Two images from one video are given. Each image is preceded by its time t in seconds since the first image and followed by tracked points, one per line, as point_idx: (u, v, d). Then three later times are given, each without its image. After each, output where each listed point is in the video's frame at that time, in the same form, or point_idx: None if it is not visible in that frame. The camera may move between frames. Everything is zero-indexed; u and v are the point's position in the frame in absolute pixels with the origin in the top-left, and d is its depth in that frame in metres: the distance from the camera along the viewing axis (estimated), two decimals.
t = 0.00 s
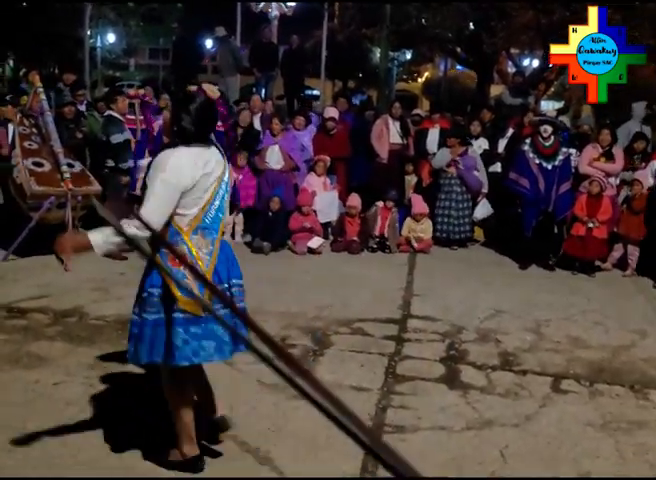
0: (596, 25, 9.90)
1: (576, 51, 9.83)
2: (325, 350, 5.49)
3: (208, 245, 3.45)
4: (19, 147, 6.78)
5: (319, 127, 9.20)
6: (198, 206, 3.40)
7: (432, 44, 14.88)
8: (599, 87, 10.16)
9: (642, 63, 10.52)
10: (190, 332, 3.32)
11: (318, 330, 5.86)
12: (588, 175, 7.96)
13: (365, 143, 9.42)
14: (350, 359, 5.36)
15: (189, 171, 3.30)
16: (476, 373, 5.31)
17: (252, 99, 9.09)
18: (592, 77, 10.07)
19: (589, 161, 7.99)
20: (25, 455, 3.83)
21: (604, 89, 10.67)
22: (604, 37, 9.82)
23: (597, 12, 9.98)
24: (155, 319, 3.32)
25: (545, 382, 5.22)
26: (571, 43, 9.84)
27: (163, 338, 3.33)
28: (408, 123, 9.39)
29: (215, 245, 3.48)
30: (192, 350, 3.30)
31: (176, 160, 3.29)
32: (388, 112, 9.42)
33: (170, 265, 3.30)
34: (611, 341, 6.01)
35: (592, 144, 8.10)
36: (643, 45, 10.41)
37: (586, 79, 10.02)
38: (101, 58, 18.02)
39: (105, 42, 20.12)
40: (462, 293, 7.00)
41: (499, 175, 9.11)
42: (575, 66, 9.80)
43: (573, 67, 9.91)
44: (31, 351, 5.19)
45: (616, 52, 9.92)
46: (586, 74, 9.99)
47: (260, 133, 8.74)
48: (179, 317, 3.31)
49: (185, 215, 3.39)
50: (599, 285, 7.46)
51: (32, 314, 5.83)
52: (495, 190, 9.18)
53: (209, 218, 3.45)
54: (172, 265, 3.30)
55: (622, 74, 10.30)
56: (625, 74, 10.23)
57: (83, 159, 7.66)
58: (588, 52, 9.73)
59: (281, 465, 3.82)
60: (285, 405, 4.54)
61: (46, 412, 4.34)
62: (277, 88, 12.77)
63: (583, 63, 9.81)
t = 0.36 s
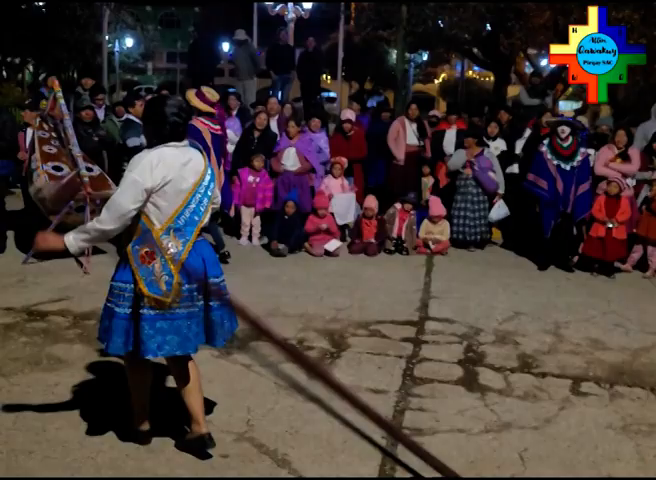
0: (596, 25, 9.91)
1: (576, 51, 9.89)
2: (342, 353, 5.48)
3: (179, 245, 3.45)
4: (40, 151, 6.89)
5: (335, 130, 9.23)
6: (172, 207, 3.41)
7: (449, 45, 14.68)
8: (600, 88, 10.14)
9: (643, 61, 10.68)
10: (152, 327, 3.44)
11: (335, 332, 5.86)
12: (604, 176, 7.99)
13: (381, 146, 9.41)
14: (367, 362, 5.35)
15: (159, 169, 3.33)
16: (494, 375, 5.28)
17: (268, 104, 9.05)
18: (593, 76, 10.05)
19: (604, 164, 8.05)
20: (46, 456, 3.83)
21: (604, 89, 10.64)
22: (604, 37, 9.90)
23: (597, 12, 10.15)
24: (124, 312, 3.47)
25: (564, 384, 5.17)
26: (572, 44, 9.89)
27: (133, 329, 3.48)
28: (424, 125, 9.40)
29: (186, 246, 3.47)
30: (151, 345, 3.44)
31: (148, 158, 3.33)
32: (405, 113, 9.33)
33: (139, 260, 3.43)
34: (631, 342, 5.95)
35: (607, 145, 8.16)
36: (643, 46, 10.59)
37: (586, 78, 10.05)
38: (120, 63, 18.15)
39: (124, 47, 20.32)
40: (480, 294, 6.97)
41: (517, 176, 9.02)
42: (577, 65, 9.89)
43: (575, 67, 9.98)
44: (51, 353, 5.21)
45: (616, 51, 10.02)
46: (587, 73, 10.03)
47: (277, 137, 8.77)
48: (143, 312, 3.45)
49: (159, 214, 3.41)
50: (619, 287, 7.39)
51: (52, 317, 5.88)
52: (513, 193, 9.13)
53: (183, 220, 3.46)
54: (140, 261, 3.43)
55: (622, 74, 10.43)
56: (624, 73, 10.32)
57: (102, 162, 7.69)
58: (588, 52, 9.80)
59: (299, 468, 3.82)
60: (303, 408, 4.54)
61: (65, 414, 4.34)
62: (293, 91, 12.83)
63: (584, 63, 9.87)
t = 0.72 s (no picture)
0: (595, 26, 10.42)
1: (576, 51, 10.45)
2: (367, 356, 5.53)
3: (165, 237, 3.79)
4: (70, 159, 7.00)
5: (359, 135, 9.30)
6: (163, 199, 3.78)
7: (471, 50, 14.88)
8: (601, 87, 10.61)
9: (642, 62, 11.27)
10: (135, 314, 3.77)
11: (360, 336, 5.90)
12: (629, 179, 8.03)
13: (404, 149, 9.45)
14: (392, 365, 5.38)
15: (158, 163, 3.73)
16: (519, 379, 5.28)
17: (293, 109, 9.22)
18: (592, 77, 10.60)
19: (628, 167, 8.08)
20: (76, 458, 3.89)
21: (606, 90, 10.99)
22: (604, 38, 10.49)
23: (597, 12, 10.55)
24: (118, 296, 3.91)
25: (591, 388, 5.16)
26: (572, 44, 10.46)
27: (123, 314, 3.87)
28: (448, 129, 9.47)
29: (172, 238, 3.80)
30: (132, 330, 3.79)
31: (150, 151, 3.75)
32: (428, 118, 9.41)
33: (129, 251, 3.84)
34: None
35: (631, 149, 8.23)
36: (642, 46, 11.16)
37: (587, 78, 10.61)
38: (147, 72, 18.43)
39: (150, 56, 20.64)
40: (505, 298, 6.97)
41: (541, 179, 9.00)
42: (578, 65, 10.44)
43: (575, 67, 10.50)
44: (81, 357, 5.30)
45: (615, 51, 10.63)
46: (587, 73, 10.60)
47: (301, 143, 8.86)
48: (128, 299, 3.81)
49: (152, 206, 3.80)
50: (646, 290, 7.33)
51: (82, 322, 5.99)
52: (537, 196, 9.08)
53: (173, 213, 3.80)
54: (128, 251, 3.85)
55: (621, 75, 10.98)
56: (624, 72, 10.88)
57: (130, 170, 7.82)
58: (588, 52, 10.37)
59: (324, 470, 3.87)
60: (328, 412, 4.59)
61: (95, 416, 4.40)
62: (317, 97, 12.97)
63: (583, 62, 10.44)
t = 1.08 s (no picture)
0: (595, 26, 10.88)
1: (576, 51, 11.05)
2: (402, 363, 5.50)
3: (169, 257, 3.96)
4: (107, 170, 7.12)
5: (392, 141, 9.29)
6: (171, 221, 3.93)
7: (505, 54, 14.78)
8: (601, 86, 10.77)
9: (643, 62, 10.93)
10: (150, 323, 3.99)
11: (395, 342, 5.87)
12: None
13: (438, 155, 9.45)
14: (427, 372, 5.35)
15: (166, 187, 3.89)
16: (558, 385, 5.21)
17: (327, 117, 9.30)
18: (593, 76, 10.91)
19: None
20: (115, 463, 3.94)
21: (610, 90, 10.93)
22: (604, 38, 10.81)
23: (598, 12, 10.81)
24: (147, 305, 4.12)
25: (631, 395, 5.05)
26: (572, 44, 11.19)
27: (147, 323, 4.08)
28: (481, 134, 9.31)
29: (181, 259, 3.93)
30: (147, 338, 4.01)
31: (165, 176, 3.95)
32: (461, 123, 9.32)
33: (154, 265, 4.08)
34: None
35: None
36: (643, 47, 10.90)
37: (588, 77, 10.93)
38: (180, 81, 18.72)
39: (184, 67, 20.98)
40: (542, 304, 6.88)
41: (577, 182, 8.95)
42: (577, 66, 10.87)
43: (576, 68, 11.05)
44: (119, 364, 5.37)
45: (615, 52, 10.76)
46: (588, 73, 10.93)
47: (333, 150, 8.87)
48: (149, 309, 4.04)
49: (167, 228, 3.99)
50: None
51: (120, 330, 6.07)
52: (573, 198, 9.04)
53: (179, 236, 3.92)
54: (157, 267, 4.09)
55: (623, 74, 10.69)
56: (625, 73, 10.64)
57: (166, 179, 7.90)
58: (587, 52, 10.87)
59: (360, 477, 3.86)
60: (363, 419, 4.58)
61: (133, 422, 4.45)
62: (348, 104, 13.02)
63: (583, 62, 10.92)
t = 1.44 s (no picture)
0: (595, 26, 11.35)
1: (576, 52, 11.30)
2: (420, 369, 5.47)
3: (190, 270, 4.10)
4: (124, 179, 7.15)
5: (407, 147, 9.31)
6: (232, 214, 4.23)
7: (520, 57, 14.75)
8: (601, 86, 11.50)
9: (643, 62, 11.60)
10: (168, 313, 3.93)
11: (413, 348, 5.86)
12: None
13: (455, 161, 9.30)
14: (446, 378, 5.32)
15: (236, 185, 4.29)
16: (578, 390, 5.16)
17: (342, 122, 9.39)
18: (593, 77, 11.46)
19: None
20: (135, 471, 3.95)
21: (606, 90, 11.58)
22: (604, 38, 11.28)
23: (598, 12, 11.32)
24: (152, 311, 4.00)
25: (653, 399, 4.99)
26: (572, 45, 11.32)
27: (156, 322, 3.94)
28: (499, 138, 9.25)
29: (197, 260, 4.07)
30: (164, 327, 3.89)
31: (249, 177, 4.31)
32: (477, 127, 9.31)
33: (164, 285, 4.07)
34: None
35: None
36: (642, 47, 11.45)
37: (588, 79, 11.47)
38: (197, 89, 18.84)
39: (201, 76, 21.14)
40: (562, 308, 6.82)
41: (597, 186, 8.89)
42: (577, 65, 11.25)
43: (576, 67, 11.36)
44: (138, 372, 5.41)
45: (615, 52, 11.27)
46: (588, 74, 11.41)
47: (348, 156, 8.87)
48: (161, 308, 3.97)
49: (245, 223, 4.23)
50: None
51: (138, 337, 6.11)
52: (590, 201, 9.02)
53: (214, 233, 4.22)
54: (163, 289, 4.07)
55: (622, 75, 11.53)
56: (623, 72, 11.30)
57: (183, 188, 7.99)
58: (587, 53, 11.21)
59: None
60: (382, 425, 4.56)
61: (151, 430, 4.46)
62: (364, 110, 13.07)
63: (583, 63, 11.28)
